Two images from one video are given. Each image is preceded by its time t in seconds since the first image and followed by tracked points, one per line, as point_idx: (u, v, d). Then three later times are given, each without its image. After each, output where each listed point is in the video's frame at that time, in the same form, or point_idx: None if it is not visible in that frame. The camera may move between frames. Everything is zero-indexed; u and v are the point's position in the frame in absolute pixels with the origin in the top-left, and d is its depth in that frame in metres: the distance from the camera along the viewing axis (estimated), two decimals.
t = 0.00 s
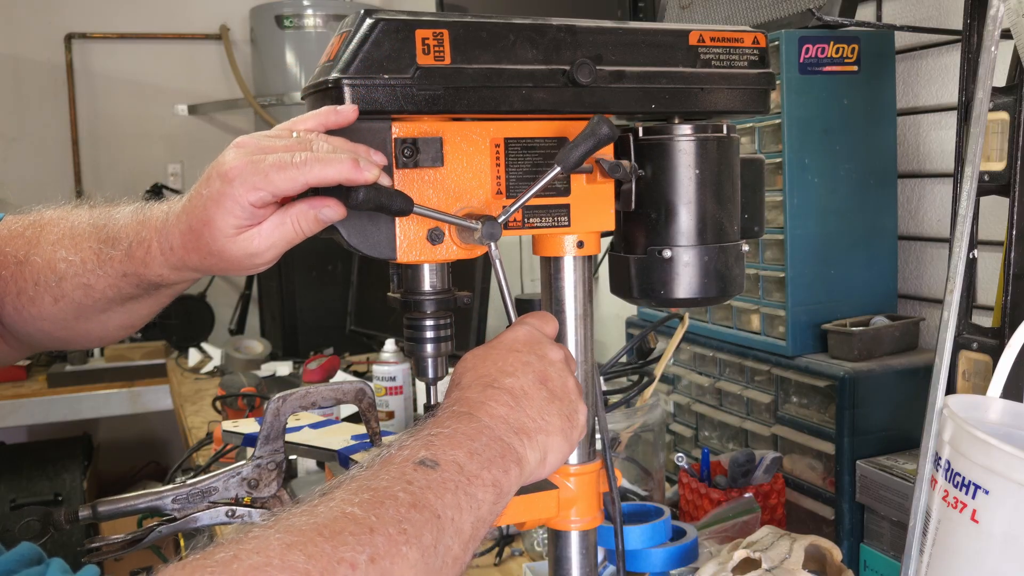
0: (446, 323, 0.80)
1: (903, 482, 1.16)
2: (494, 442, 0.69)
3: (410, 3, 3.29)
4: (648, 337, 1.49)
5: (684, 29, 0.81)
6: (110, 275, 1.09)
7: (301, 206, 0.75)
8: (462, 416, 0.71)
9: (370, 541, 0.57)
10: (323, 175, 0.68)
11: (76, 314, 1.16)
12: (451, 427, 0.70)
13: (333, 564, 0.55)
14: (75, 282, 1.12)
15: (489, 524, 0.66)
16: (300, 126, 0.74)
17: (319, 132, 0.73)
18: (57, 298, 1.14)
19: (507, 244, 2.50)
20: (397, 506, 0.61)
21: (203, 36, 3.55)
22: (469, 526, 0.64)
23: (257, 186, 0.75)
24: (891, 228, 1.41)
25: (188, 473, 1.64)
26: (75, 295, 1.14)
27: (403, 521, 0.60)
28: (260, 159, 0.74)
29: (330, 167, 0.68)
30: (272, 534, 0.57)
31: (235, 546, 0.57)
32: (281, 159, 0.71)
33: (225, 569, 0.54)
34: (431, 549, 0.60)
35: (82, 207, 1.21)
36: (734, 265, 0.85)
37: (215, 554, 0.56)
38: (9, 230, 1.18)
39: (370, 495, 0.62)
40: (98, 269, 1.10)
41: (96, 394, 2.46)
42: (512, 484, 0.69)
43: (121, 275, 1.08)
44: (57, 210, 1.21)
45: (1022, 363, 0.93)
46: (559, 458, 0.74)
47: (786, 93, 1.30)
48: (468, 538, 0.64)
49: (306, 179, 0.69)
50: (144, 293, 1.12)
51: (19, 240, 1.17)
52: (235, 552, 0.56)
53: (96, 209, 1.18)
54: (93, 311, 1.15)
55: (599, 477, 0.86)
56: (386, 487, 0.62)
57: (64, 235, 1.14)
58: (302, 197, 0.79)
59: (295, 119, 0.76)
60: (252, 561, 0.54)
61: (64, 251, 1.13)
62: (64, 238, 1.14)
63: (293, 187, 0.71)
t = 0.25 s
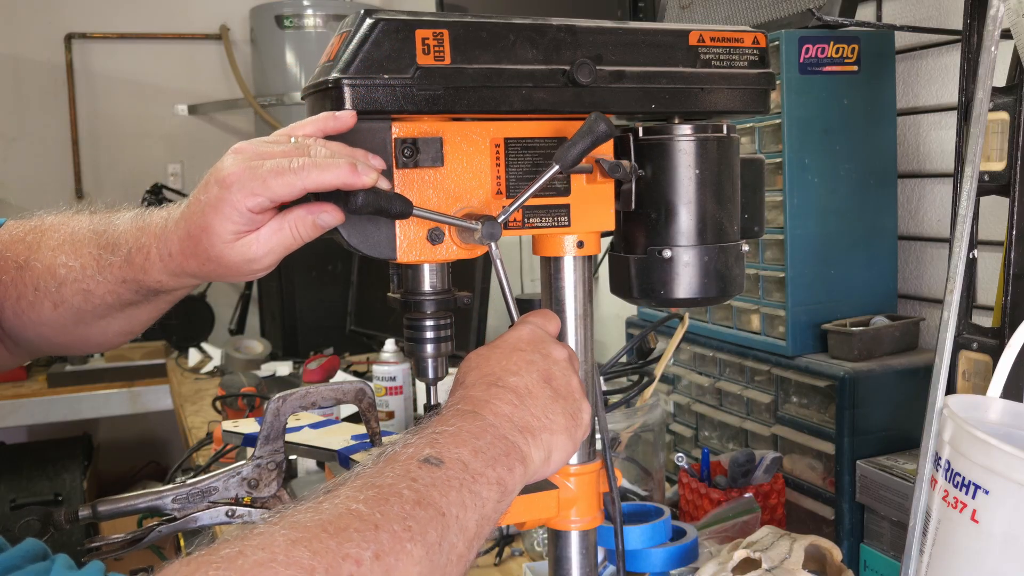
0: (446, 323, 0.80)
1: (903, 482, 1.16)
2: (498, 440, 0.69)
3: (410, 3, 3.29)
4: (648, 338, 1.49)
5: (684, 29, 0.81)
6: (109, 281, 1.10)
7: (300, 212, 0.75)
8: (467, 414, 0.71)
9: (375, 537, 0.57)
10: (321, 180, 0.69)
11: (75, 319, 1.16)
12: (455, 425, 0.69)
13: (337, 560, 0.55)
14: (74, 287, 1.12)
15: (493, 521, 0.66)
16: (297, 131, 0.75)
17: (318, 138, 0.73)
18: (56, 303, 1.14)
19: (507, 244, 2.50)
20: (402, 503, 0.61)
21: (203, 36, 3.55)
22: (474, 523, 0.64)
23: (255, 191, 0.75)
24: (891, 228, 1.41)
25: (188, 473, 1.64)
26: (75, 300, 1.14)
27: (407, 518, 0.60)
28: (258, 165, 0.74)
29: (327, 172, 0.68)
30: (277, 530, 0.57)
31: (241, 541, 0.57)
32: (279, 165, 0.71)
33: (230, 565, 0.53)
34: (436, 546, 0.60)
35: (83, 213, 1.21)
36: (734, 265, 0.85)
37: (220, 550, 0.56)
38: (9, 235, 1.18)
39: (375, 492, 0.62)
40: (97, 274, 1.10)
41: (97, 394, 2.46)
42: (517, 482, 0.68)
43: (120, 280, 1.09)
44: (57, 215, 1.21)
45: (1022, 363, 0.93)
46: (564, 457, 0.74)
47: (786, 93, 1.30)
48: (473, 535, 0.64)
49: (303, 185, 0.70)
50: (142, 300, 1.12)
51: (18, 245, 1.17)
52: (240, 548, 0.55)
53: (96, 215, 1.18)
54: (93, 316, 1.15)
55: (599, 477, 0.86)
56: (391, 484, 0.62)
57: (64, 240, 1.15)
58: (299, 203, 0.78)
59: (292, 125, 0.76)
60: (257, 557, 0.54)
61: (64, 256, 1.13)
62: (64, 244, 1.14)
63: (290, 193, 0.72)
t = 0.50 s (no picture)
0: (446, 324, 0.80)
1: (903, 482, 1.16)
2: (503, 438, 0.69)
3: (411, 3, 3.29)
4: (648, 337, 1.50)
5: (684, 29, 0.81)
6: (108, 291, 1.10)
7: (298, 221, 0.78)
8: (472, 411, 0.71)
9: (381, 532, 0.57)
10: (318, 188, 0.69)
11: (75, 328, 1.16)
12: (461, 422, 0.69)
13: (344, 554, 0.55)
14: (74, 297, 1.12)
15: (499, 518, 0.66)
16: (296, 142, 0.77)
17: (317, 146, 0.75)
18: (56, 312, 1.14)
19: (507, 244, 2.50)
20: (409, 498, 0.60)
21: (203, 35, 3.55)
22: (480, 519, 0.64)
23: (253, 200, 0.77)
24: (891, 228, 1.41)
25: (188, 473, 1.64)
26: (74, 310, 1.13)
27: (414, 514, 0.59)
28: (257, 174, 0.76)
29: (324, 180, 0.69)
30: (283, 525, 0.57)
31: (249, 534, 0.57)
32: (277, 173, 0.72)
33: (237, 559, 0.53)
34: (442, 541, 0.59)
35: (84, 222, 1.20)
36: (734, 265, 0.85)
37: (227, 545, 0.56)
38: (10, 244, 1.18)
39: (381, 488, 0.61)
40: (96, 284, 1.10)
41: (97, 394, 2.46)
42: (521, 479, 0.68)
43: (119, 291, 1.09)
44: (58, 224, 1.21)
45: (1022, 363, 0.93)
46: (568, 454, 0.74)
47: (786, 92, 1.30)
48: (479, 531, 0.63)
49: (301, 192, 0.70)
50: (142, 311, 1.12)
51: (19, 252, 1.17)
52: (247, 542, 0.55)
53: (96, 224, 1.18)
54: (92, 326, 1.15)
55: (599, 477, 0.86)
56: (397, 480, 0.62)
57: (65, 250, 1.14)
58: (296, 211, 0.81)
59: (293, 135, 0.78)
60: (264, 550, 0.54)
61: (65, 266, 1.13)
62: (64, 253, 1.14)
63: (289, 201, 0.73)
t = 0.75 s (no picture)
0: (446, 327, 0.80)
1: (903, 482, 1.16)
2: (518, 424, 0.68)
3: (411, 3, 3.28)
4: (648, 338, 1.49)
5: (684, 29, 0.81)
6: (106, 315, 1.09)
7: (295, 248, 0.77)
8: (487, 398, 0.70)
9: (398, 518, 0.58)
10: (314, 220, 0.69)
11: (72, 348, 1.15)
12: (476, 409, 0.69)
13: (363, 539, 0.56)
14: (73, 318, 1.12)
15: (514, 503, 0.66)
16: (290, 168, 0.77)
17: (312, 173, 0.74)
18: (54, 332, 1.13)
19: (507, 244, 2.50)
20: (425, 484, 0.61)
21: (203, 36, 3.55)
22: (495, 504, 0.64)
23: (248, 231, 0.76)
24: (891, 228, 1.41)
25: (189, 473, 1.64)
26: (72, 331, 1.12)
27: (430, 500, 0.60)
28: (252, 205, 0.74)
29: (321, 211, 0.68)
30: (305, 506, 0.59)
31: (270, 516, 0.58)
32: (273, 205, 0.72)
33: (262, 539, 0.55)
34: (458, 527, 0.60)
35: (85, 241, 1.18)
36: (734, 265, 0.84)
37: (250, 524, 0.58)
38: (10, 259, 1.15)
39: (399, 472, 0.62)
40: (95, 308, 1.10)
41: (97, 394, 2.46)
42: (536, 465, 0.67)
43: (117, 315, 1.09)
44: (57, 241, 1.19)
45: (1022, 363, 0.93)
46: (583, 444, 0.73)
47: (786, 93, 1.30)
48: (494, 516, 0.63)
49: (297, 224, 0.70)
50: (139, 333, 1.12)
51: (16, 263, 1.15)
52: (269, 523, 0.57)
53: (96, 244, 1.17)
54: (90, 346, 1.14)
55: (599, 477, 0.86)
56: (414, 465, 0.62)
57: (64, 270, 1.13)
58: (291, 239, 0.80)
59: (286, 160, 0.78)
60: (285, 532, 0.55)
61: (63, 287, 1.12)
62: (63, 274, 1.12)
63: (285, 232, 0.72)
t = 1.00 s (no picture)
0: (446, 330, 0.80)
1: (903, 482, 1.16)
2: (534, 403, 0.68)
3: (410, 3, 3.28)
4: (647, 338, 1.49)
5: (684, 29, 0.81)
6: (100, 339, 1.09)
7: (290, 291, 0.80)
8: (503, 377, 0.70)
9: (414, 495, 0.57)
10: (312, 259, 0.67)
11: (65, 369, 1.13)
12: (491, 388, 0.69)
13: (378, 517, 0.56)
14: (65, 341, 1.10)
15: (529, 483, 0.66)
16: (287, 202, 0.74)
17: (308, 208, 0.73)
18: (47, 351, 1.11)
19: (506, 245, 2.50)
20: (440, 461, 0.60)
21: (203, 36, 3.55)
22: (511, 484, 0.63)
23: (246, 272, 0.76)
24: (891, 228, 1.41)
25: (189, 473, 1.64)
26: (65, 352, 1.11)
27: (445, 477, 0.59)
28: (249, 244, 0.73)
29: (319, 250, 0.67)
30: (319, 483, 0.58)
31: (286, 493, 0.58)
32: (271, 245, 0.70)
33: (278, 516, 0.55)
34: (473, 505, 0.60)
35: (81, 262, 1.17)
36: (734, 265, 0.84)
37: (266, 502, 0.58)
38: (8, 272, 1.12)
39: (415, 450, 0.61)
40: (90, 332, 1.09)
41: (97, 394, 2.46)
42: (552, 444, 0.67)
43: (110, 340, 1.08)
44: (55, 258, 1.18)
45: (1022, 363, 0.93)
46: (599, 426, 0.73)
47: (786, 93, 1.30)
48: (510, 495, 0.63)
49: (295, 264, 0.68)
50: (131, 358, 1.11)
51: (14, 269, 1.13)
52: (285, 501, 0.57)
53: (92, 266, 1.16)
54: (83, 367, 1.13)
55: (599, 477, 0.86)
56: (430, 443, 0.62)
57: (59, 290, 1.11)
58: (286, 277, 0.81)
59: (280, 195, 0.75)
60: (302, 509, 0.55)
61: (58, 308, 1.10)
62: (58, 294, 1.10)
63: (281, 272, 0.71)
